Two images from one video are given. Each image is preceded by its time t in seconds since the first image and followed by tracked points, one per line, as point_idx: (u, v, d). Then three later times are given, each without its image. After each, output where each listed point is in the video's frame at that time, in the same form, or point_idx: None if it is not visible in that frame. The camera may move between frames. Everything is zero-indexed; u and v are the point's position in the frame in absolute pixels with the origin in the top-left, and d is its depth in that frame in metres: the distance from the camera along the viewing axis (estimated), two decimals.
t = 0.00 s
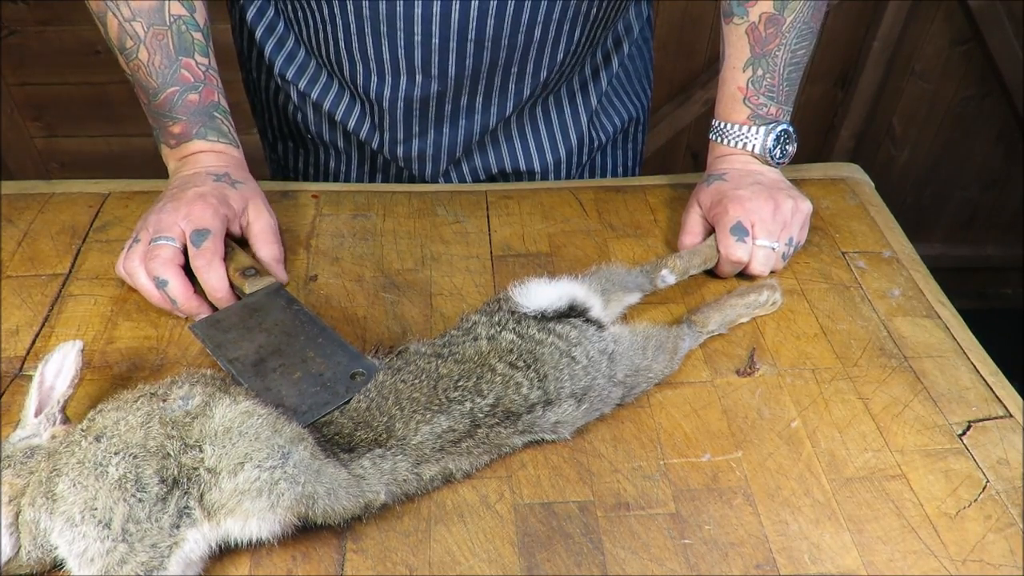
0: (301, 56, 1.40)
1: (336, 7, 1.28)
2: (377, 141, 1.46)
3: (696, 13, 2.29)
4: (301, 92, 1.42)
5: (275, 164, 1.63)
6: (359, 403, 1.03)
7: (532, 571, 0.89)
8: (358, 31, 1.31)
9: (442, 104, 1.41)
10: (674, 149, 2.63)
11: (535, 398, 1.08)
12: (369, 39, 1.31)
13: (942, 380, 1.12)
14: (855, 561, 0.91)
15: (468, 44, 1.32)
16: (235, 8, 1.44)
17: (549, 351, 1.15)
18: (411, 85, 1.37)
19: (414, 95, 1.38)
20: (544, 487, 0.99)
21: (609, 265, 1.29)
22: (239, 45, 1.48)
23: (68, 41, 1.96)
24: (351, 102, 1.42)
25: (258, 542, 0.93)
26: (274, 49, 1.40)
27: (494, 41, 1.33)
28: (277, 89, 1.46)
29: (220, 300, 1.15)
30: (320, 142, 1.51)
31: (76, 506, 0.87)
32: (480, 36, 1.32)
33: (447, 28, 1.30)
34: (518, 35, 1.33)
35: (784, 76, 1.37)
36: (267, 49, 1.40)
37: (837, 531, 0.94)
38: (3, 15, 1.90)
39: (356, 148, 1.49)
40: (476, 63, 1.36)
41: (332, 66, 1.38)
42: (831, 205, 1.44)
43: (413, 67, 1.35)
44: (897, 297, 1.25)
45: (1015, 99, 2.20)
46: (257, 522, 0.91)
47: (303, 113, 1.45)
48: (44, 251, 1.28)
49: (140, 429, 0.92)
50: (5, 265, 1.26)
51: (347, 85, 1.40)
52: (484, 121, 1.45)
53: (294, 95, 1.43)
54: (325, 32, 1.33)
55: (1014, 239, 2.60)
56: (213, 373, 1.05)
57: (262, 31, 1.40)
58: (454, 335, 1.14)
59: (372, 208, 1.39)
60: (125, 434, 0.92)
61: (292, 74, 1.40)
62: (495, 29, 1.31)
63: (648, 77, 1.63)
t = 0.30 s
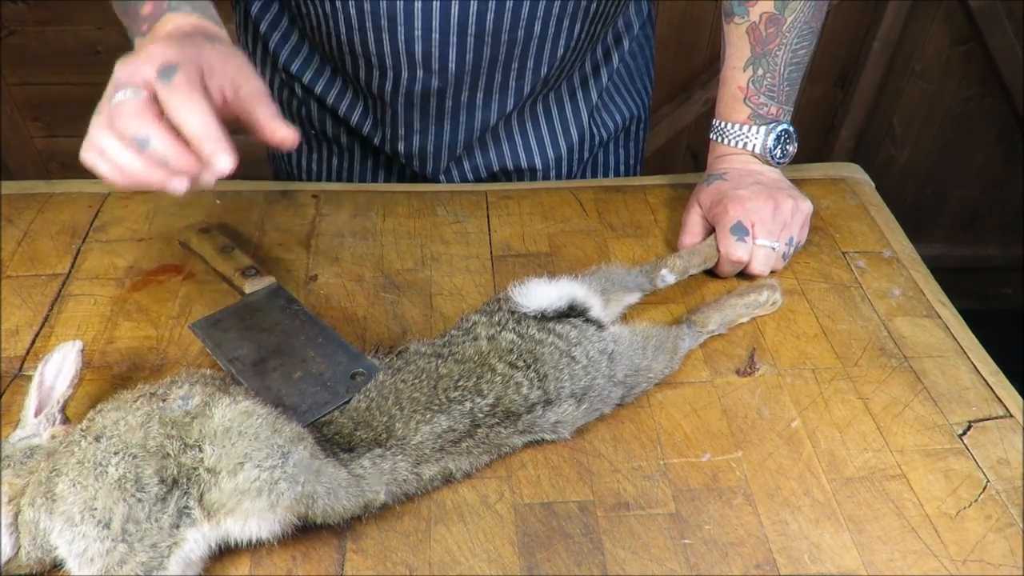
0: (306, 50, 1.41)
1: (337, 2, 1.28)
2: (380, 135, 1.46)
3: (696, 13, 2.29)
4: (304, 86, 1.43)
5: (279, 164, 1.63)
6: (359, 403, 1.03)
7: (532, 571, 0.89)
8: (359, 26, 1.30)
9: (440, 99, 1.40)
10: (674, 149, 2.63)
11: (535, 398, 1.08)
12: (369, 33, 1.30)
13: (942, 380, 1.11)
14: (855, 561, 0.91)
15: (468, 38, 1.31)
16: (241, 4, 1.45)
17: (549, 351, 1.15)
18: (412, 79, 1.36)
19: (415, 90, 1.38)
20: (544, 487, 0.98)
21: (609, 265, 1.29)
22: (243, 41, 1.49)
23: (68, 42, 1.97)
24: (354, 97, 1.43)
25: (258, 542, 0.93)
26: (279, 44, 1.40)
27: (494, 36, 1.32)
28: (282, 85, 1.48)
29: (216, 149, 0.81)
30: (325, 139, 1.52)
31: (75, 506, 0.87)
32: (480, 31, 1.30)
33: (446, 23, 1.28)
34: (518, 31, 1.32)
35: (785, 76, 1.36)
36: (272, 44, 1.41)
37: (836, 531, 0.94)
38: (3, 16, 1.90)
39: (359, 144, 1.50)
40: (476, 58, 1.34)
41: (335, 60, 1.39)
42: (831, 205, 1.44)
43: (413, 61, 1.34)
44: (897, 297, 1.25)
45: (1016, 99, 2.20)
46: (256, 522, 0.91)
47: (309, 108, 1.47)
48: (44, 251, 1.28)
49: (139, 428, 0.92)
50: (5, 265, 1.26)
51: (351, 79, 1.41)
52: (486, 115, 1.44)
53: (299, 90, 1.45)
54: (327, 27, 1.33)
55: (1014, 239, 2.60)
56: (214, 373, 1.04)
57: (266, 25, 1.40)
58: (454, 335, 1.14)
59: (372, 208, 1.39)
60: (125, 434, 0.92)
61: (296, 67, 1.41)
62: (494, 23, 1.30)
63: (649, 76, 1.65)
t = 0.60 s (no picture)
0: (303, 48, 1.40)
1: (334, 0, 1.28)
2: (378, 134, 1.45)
3: (696, 13, 2.29)
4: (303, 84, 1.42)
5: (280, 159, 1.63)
6: (359, 403, 1.03)
7: (532, 571, 0.89)
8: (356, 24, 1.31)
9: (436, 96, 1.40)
10: (674, 149, 2.63)
11: (535, 398, 1.08)
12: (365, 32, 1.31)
13: (942, 380, 1.11)
14: (855, 561, 0.91)
15: (463, 36, 1.32)
16: None
17: (549, 351, 1.15)
18: (408, 77, 1.37)
19: (411, 88, 1.38)
20: (544, 487, 0.98)
21: (609, 265, 1.29)
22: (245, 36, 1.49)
23: (68, 41, 1.92)
24: (352, 94, 1.41)
25: (258, 542, 0.93)
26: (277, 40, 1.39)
27: (489, 34, 1.32)
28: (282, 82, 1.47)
29: (385, 3, 0.63)
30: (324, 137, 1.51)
31: (75, 506, 0.87)
32: (475, 28, 1.31)
33: (441, 20, 1.29)
34: (513, 28, 1.32)
35: (784, 75, 1.36)
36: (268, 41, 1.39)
37: (836, 531, 0.94)
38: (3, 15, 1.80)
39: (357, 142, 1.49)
40: (472, 55, 1.35)
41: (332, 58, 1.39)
42: (831, 205, 1.44)
43: (410, 58, 1.34)
44: (897, 297, 1.25)
45: (1016, 99, 2.20)
46: (256, 522, 0.91)
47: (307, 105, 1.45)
48: (44, 251, 1.28)
49: (140, 428, 0.92)
50: (5, 265, 1.25)
51: (349, 76, 1.39)
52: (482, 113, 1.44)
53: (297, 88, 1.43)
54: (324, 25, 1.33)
55: (1014, 239, 2.60)
56: (214, 373, 1.05)
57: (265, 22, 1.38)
58: (454, 335, 1.14)
59: (372, 208, 1.39)
60: (125, 434, 0.92)
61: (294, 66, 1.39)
62: (490, 21, 1.30)
63: (648, 75, 1.64)
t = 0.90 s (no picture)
0: (308, 51, 1.41)
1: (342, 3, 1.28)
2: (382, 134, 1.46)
3: (696, 13, 2.29)
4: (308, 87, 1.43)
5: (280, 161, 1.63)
6: (359, 403, 1.03)
7: (532, 571, 0.89)
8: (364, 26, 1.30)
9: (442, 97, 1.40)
10: (674, 149, 2.63)
11: (535, 398, 1.08)
12: (374, 35, 1.32)
13: (942, 380, 1.11)
14: (855, 561, 0.91)
15: (472, 38, 1.31)
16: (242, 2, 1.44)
17: (549, 351, 1.15)
18: (415, 80, 1.38)
19: (419, 90, 1.39)
20: (543, 487, 0.98)
21: (609, 265, 1.29)
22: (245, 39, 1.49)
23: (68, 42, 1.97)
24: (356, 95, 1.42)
25: (258, 542, 0.93)
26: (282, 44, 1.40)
27: (497, 35, 1.32)
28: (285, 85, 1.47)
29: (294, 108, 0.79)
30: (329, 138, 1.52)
31: (75, 506, 0.87)
32: (484, 30, 1.30)
33: (450, 23, 1.29)
34: (521, 29, 1.32)
35: (785, 75, 1.36)
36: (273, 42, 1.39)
37: (837, 531, 0.94)
38: (3, 16, 1.78)
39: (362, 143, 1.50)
40: (479, 57, 1.34)
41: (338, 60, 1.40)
42: (831, 205, 1.44)
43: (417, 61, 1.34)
44: (897, 297, 1.25)
45: (1016, 99, 2.20)
46: (256, 522, 0.91)
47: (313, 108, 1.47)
48: (44, 251, 1.28)
49: (140, 429, 0.92)
50: (5, 265, 1.25)
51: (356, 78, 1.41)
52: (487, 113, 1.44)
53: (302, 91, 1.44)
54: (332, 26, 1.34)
55: (1014, 239, 2.60)
56: (214, 373, 1.05)
57: (270, 26, 1.38)
58: (454, 335, 1.14)
59: (372, 208, 1.39)
60: (125, 434, 0.92)
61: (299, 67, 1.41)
62: (498, 22, 1.30)
63: (649, 72, 1.64)
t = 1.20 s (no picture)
0: (310, 51, 1.40)
1: (343, 4, 1.29)
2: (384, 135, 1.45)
3: (696, 13, 2.28)
4: (309, 88, 1.42)
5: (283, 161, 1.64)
6: (359, 403, 1.03)
7: (532, 571, 0.89)
8: (365, 28, 1.31)
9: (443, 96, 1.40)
10: (674, 149, 2.63)
11: (535, 398, 1.07)
12: (374, 36, 1.31)
13: (942, 380, 1.11)
14: (855, 561, 0.91)
15: (472, 36, 1.32)
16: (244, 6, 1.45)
17: (549, 351, 1.15)
18: (417, 80, 1.37)
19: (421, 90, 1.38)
20: (544, 487, 0.98)
21: (608, 265, 1.29)
22: (247, 42, 1.48)
23: (68, 42, 1.94)
24: (358, 96, 1.42)
25: (258, 542, 0.93)
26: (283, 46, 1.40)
27: (498, 33, 1.33)
28: (285, 85, 1.46)
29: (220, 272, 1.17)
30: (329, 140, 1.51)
31: (75, 506, 0.87)
32: (484, 28, 1.31)
33: (451, 22, 1.29)
34: (521, 27, 1.33)
35: (783, 74, 1.37)
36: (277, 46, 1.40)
37: (837, 531, 0.94)
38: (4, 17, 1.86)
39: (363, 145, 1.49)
40: (481, 55, 1.35)
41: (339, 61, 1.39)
42: (831, 205, 1.44)
43: (419, 61, 1.34)
44: (897, 297, 1.25)
45: (1016, 99, 2.20)
46: (256, 522, 0.91)
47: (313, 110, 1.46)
48: (44, 251, 1.28)
49: (140, 429, 0.92)
50: (5, 265, 1.25)
51: (355, 79, 1.40)
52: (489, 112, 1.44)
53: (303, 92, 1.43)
54: (332, 28, 1.34)
55: (1015, 239, 2.60)
56: (214, 373, 1.05)
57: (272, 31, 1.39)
58: (454, 335, 1.14)
59: (372, 208, 1.39)
60: (125, 434, 0.92)
61: (300, 69, 1.41)
62: (499, 20, 1.31)
63: (648, 67, 1.65)
